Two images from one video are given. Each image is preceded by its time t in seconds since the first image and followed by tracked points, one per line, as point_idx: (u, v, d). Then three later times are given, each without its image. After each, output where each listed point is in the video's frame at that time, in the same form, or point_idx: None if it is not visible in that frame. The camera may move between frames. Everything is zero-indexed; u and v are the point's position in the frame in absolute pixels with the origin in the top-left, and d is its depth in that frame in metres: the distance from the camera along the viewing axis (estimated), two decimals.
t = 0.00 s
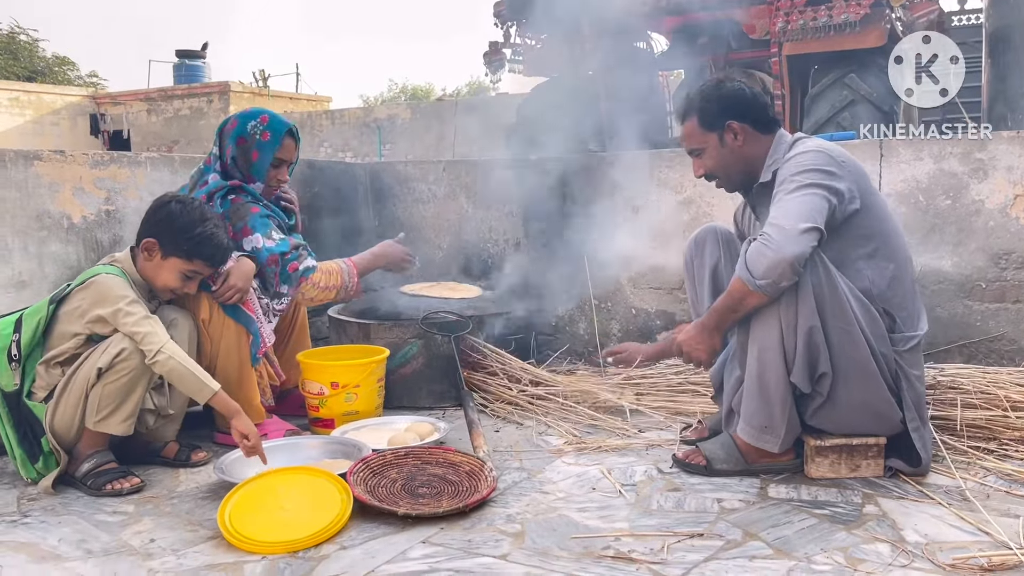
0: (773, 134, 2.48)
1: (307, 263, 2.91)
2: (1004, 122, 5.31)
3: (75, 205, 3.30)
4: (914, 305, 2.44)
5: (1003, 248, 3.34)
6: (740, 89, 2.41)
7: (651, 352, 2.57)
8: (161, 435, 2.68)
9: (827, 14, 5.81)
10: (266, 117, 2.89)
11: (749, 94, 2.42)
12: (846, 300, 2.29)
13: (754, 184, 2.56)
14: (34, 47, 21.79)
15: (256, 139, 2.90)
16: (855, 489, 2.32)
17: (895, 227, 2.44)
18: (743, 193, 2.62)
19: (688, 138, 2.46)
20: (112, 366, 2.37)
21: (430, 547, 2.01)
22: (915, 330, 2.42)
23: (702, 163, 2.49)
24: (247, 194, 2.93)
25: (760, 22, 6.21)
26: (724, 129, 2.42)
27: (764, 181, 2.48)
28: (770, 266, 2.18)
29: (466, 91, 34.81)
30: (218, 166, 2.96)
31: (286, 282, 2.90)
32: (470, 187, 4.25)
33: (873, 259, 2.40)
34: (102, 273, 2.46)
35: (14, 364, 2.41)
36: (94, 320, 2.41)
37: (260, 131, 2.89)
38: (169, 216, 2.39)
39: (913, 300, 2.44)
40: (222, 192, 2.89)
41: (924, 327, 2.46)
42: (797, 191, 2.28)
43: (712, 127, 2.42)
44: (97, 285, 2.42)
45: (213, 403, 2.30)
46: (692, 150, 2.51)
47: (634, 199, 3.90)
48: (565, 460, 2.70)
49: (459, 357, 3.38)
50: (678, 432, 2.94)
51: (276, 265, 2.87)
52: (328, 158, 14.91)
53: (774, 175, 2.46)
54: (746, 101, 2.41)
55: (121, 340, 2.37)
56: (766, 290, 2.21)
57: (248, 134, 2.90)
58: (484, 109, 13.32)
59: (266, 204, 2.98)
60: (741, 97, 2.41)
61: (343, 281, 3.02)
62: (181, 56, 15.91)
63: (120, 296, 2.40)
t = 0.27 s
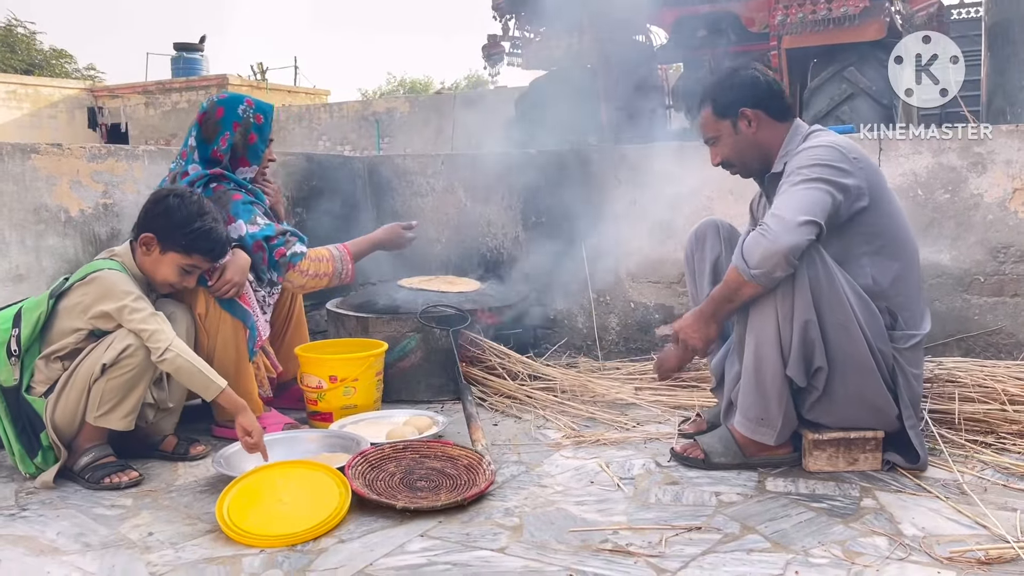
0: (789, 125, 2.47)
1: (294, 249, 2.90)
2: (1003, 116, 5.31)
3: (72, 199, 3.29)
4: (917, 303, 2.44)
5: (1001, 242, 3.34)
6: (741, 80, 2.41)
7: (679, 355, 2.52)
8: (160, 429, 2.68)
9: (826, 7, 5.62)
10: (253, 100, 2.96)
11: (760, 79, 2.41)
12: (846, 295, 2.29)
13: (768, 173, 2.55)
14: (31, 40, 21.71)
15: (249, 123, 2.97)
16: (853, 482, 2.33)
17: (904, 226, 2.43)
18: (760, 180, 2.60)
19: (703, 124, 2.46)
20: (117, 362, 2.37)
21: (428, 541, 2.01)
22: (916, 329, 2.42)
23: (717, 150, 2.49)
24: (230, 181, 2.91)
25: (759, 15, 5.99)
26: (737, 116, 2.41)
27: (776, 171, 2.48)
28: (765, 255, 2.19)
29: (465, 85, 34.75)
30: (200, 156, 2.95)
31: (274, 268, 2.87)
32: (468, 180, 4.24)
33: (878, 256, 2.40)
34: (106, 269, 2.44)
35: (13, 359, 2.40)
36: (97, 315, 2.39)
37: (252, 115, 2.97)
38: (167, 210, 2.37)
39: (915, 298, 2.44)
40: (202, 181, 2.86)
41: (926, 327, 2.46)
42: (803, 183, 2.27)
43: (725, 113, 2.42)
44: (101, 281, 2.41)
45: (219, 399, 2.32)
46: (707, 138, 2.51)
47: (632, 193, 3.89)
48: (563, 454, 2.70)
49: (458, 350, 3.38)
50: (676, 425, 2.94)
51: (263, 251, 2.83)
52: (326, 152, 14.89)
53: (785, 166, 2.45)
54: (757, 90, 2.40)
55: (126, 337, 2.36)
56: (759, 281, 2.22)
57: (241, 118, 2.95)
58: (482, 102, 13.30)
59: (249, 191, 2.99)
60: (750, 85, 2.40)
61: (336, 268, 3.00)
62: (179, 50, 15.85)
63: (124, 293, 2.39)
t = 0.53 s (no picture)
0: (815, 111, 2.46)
1: (286, 230, 2.86)
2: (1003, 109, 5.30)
3: (70, 191, 3.28)
4: (921, 300, 2.44)
5: (1000, 235, 3.34)
6: (746, 69, 2.40)
7: (680, 336, 2.73)
8: (161, 421, 2.67)
9: None
10: (234, 87, 2.95)
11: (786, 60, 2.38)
12: (845, 286, 2.29)
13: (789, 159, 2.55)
14: (29, 33, 21.65)
15: (233, 110, 2.97)
16: (851, 475, 2.33)
17: (915, 224, 2.41)
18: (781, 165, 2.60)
19: (732, 105, 2.42)
20: (118, 360, 2.36)
21: (427, 534, 2.01)
22: (919, 326, 2.42)
23: (742, 132, 2.46)
24: (218, 169, 2.90)
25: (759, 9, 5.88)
26: (770, 98, 2.39)
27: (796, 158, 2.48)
28: (761, 234, 2.21)
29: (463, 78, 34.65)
30: (187, 144, 2.93)
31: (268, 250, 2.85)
32: (467, 173, 4.23)
33: (886, 251, 2.40)
34: (109, 264, 2.43)
35: (14, 355, 2.37)
36: (100, 311, 2.39)
37: (235, 102, 2.96)
38: (169, 205, 2.35)
39: (920, 295, 2.44)
40: (190, 169, 2.86)
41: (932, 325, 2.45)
42: (812, 170, 2.27)
43: (758, 95, 2.39)
44: (105, 276, 2.40)
45: (215, 404, 2.30)
46: (731, 120, 2.47)
47: (632, 186, 3.89)
48: (562, 447, 2.70)
49: (456, 344, 3.37)
50: (675, 418, 2.94)
51: (255, 234, 2.81)
52: (325, 145, 14.86)
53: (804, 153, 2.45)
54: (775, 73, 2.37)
55: (128, 333, 2.36)
56: (750, 257, 2.24)
57: (225, 105, 2.94)
58: (481, 96, 13.28)
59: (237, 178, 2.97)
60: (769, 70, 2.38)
61: (331, 245, 3.01)
62: (177, 43, 15.81)
63: (129, 289, 2.38)
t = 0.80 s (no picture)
0: (833, 102, 2.43)
1: (297, 220, 2.95)
2: (1002, 102, 5.30)
3: (68, 183, 3.27)
4: (928, 298, 2.43)
5: (1000, 228, 3.33)
6: (751, 61, 2.39)
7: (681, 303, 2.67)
8: (159, 414, 2.67)
9: None
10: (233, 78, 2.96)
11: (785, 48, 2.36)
12: (852, 283, 2.28)
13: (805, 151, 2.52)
14: (27, 25, 21.57)
15: (234, 102, 2.97)
16: (850, 468, 2.33)
17: (926, 222, 2.40)
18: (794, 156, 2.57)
19: (749, 94, 2.40)
20: (112, 350, 2.36)
21: (427, 526, 2.01)
22: (925, 324, 2.42)
23: (757, 123, 2.45)
24: (228, 159, 2.93)
25: None
26: (789, 89, 2.37)
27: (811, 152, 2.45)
28: (768, 229, 2.20)
29: (462, 70, 34.57)
30: (194, 137, 2.94)
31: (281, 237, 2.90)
32: (467, 165, 4.21)
33: (896, 248, 2.38)
34: (106, 255, 2.43)
35: (12, 345, 2.38)
36: (96, 302, 2.38)
37: (235, 93, 2.97)
38: (165, 196, 2.35)
39: (927, 292, 2.43)
40: (203, 159, 2.86)
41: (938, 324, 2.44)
42: (825, 166, 2.25)
43: (776, 86, 2.37)
44: (102, 267, 2.40)
45: (209, 393, 2.26)
46: (745, 111, 2.46)
47: (631, 178, 3.88)
48: (561, 439, 2.70)
49: (455, 337, 3.37)
50: (674, 411, 2.94)
51: (267, 222, 2.87)
52: (323, 138, 14.83)
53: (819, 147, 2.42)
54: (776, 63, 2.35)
55: (123, 324, 2.35)
56: (756, 251, 2.24)
57: (226, 97, 2.95)
58: (480, 88, 13.24)
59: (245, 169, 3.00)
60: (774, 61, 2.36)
61: (338, 240, 3.04)
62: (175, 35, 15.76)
63: (125, 280, 2.38)
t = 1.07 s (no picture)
0: (837, 96, 2.41)
1: (302, 218, 2.98)
2: (1002, 96, 5.30)
3: (66, 176, 3.25)
4: (927, 294, 2.43)
5: (1000, 222, 3.33)
6: (751, 57, 2.37)
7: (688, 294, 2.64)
8: (157, 407, 2.67)
9: None
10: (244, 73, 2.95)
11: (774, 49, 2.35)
12: (852, 279, 2.28)
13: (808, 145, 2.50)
14: (25, 18, 21.49)
15: (243, 97, 2.97)
16: (849, 462, 2.33)
17: (927, 217, 2.40)
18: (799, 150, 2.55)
19: (753, 90, 2.38)
20: (106, 341, 2.36)
21: (426, 519, 2.01)
22: (925, 319, 2.42)
23: (763, 120, 2.43)
24: (237, 154, 2.92)
25: None
26: (795, 85, 2.36)
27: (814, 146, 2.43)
28: (769, 226, 2.20)
29: (461, 63, 34.50)
30: (203, 131, 2.92)
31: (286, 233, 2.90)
32: (466, 159, 4.19)
33: (895, 243, 2.39)
34: (103, 246, 2.43)
35: (10, 335, 2.37)
36: (93, 293, 2.38)
37: (244, 89, 2.96)
38: (161, 186, 2.36)
39: (927, 288, 2.43)
40: (211, 153, 2.86)
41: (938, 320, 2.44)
42: (828, 160, 2.24)
43: (782, 82, 2.35)
44: (99, 259, 2.39)
45: (201, 384, 2.25)
46: (751, 107, 2.44)
47: (631, 172, 3.87)
48: (560, 433, 2.70)
49: (454, 330, 3.37)
50: (673, 404, 2.94)
51: (271, 217, 2.88)
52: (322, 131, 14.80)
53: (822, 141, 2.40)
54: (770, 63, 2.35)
55: (117, 314, 2.35)
56: (756, 248, 2.24)
57: (235, 93, 2.93)
58: (479, 81, 13.21)
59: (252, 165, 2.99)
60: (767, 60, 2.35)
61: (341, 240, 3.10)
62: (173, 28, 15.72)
63: (120, 270, 2.37)
